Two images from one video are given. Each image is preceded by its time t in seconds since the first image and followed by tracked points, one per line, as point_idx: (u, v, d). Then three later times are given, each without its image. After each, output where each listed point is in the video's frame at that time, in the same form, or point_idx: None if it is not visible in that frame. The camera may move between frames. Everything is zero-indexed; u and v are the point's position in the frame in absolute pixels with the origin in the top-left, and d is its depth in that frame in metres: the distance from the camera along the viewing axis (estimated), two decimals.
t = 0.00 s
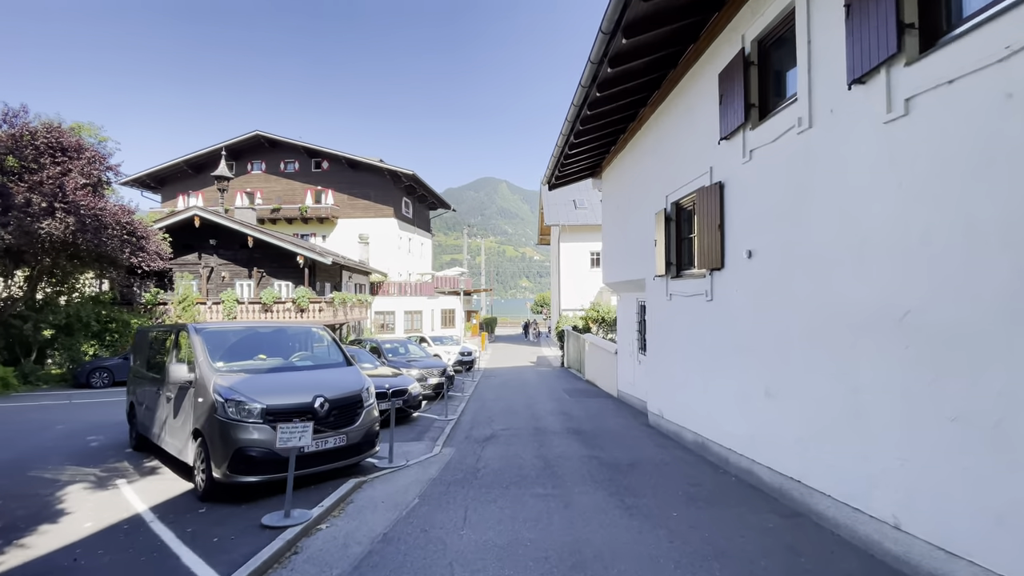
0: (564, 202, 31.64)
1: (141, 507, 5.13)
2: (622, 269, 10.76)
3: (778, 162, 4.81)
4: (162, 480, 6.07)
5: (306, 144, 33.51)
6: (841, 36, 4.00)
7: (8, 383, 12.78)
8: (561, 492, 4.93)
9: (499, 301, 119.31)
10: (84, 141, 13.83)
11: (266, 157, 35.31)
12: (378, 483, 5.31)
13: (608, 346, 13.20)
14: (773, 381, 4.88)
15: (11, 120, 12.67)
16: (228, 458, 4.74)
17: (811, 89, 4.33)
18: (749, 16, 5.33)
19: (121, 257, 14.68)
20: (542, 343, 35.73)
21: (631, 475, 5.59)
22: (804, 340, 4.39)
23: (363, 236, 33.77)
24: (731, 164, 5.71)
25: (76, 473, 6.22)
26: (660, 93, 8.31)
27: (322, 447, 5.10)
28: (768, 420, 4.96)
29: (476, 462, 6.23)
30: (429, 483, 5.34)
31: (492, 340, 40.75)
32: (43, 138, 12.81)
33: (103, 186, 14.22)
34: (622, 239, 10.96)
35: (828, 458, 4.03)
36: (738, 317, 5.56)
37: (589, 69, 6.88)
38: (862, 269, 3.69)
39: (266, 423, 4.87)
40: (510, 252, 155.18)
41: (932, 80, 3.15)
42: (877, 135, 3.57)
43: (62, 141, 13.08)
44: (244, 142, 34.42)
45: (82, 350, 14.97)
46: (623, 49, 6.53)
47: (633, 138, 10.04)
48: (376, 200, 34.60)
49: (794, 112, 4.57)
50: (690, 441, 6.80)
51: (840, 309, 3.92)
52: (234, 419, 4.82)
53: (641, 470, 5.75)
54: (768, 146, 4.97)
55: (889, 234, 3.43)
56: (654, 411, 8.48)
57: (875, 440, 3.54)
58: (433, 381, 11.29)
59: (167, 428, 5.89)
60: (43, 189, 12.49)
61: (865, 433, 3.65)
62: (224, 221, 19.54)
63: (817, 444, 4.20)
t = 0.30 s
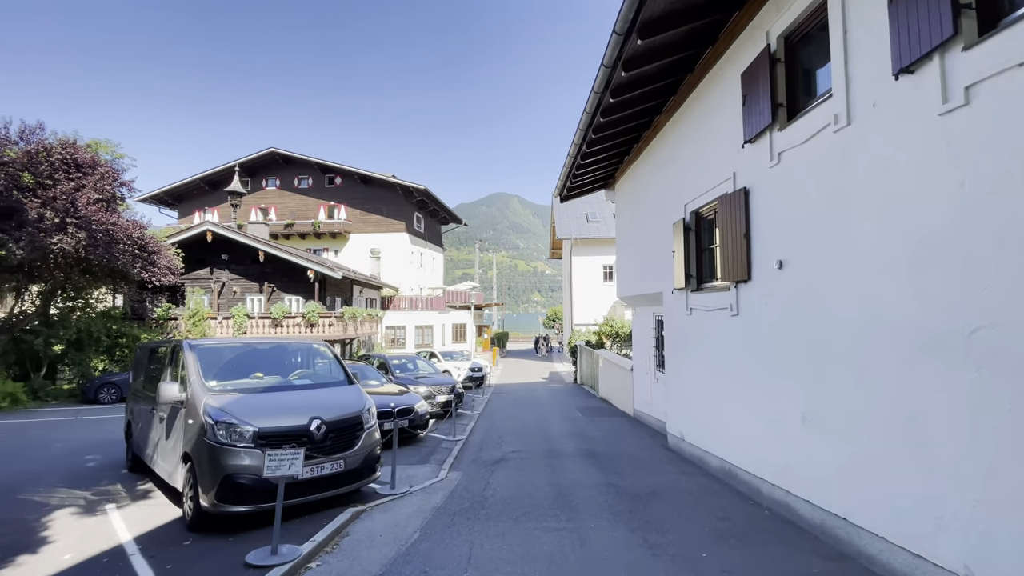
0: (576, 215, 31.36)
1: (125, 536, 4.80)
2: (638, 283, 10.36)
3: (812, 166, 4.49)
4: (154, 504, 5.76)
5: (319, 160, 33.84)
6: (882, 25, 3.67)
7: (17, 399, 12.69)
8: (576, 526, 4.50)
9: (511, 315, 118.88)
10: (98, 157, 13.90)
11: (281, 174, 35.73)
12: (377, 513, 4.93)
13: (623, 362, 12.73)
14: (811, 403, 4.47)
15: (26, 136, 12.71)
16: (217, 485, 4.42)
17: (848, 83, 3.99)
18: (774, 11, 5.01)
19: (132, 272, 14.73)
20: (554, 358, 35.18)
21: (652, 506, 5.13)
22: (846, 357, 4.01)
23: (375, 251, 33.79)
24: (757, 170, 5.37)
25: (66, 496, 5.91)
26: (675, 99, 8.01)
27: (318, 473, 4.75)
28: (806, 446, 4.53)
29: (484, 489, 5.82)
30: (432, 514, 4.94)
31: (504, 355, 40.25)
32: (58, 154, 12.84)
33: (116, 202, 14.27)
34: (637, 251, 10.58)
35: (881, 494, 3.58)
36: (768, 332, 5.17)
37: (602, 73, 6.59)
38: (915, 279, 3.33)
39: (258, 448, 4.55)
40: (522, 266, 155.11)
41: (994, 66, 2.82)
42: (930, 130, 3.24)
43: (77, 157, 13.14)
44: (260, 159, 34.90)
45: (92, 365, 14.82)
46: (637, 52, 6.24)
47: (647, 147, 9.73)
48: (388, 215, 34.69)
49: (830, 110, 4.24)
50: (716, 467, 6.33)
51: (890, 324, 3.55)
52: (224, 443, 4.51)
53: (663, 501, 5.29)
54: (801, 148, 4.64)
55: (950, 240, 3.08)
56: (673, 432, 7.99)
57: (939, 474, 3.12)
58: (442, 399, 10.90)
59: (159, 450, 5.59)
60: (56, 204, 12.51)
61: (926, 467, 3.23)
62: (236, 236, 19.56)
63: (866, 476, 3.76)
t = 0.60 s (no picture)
0: (596, 232, 30.98)
1: (116, 567, 4.51)
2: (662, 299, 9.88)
3: (857, 166, 4.09)
4: (152, 530, 5.49)
5: (341, 180, 34.42)
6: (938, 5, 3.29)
7: (37, 416, 12.81)
8: (597, 568, 4.03)
9: (531, 333, 118.15)
10: (122, 177, 14.38)
11: (304, 195, 36.43)
12: (382, 546, 4.54)
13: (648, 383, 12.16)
14: (865, 431, 3.98)
15: (51, 156, 13.05)
16: (209, 515, 4.12)
17: (899, 72, 3.61)
18: (808, 4, 4.66)
19: (154, 289, 14.96)
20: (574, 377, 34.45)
21: (683, 545, 4.62)
22: (908, 379, 3.54)
23: (394, 269, 33.94)
24: (793, 174, 4.97)
25: (64, 520, 5.70)
26: (699, 106, 7.66)
27: (318, 502, 4.39)
28: (863, 480, 4.02)
29: (498, 522, 5.38)
30: (440, 549, 4.53)
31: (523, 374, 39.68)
32: (83, 175, 13.30)
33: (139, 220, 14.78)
34: (660, 267, 10.12)
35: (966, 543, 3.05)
36: (810, 350, 4.70)
37: (621, 79, 6.28)
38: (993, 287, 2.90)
39: (254, 474, 4.24)
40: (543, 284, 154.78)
41: None
42: (1002, 117, 2.84)
43: (101, 177, 13.60)
44: (284, 181, 35.69)
45: (113, 383, 14.95)
46: (659, 54, 5.92)
47: (669, 157, 9.35)
48: (408, 234, 34.89)
49: (877, 104, 3.85)
50: (754, 500, 5.77)
51: (963, 340, 3.10)
52: (218, 469, 4.21)
53: (696, 538, 4.78)
54: (843, 147, 4.24)
55: None
56: (705, 460, 7.42)
57: None
58: (458, 420, 10.52)
59: (158, 473, 5.33)
60: (78, 223, 12.81)
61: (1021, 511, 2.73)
62: (257, 254, 19.76)
63: (943, 518, 3.25)
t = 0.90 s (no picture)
0: (621, 245, 30.39)
1: None
2: (693, 312, 9.34)
3: (921, 156, 3.61)
4: (156, 555, 5.24)
5: (367, 198, 34.92)
6: None
7: (64, 431, 13.02)
8: None
9: (555, 349, 116.98)
10: (153, 196, 14.88)
11: (331, 213, 37.10)
12: None
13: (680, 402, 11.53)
14: (942, 462, 3.43)
15: (85, 176, 13.43)
16: (206, 543, 3.83)
17: (967, 48, 3.16)
18: None
19: (181, 305, 15.21)
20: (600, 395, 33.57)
21: None
22: (996, 402, 3.01)
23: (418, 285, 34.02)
24: (844, 171, 4.49)
25: (70, 542, 5.52)
26: (731, 106, 7.23)
27: (322, 532, 4.04)
28: (940, 518, 3.46)
29: (519, 554, 4.93)
30: None
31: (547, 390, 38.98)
32: (115, 194, 13.75)
33: (167, 237, 15.22)
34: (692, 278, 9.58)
35: None
36: (871, 367, 4.17)
37: (647, 79, 5.93)
38: None
39: (254, 500, 3.93)
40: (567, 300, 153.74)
41: None
42: None
43: (133, 196, 14.06)
44: (312, 199, 36.45)
45: (140, 398, 15.15)
46: (687, 50, 5.55)
47: (699, 163, 8.90)
48: (432, 249, 35.01)
49: (942, 85, 3.39)
50: (806, 536, 5.17)
51: None
52: (216, 493, 3.93)
53: None
54: (902, 138, 3.78)
55: None
56: (745, 488, 6.81)
57: None
58: (478, 440, 10.11)
59: (164, 495, 5.10)
60: (108, 241, 13.20)
61: None
62: (283, 270, 19.96)
63: None
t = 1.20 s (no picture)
0: (649, 256, 29.66)
1: None
2: (729, 324, 8.76)
3: (997, 137, 3.13)
4: None
5: (394, 213, 35.32)
6: None
7: (96, 443, 13.23)
8: None
9: (583, 364, 115.30)
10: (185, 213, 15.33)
11: (359, 228, 37.66)
12: None
13: (716, 420, 10.87)
14: None
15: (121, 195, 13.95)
16: (203, 571, 3.57)
17: None
18: None
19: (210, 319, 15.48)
20: (629, 411, 32.61)
21: None
22: None
23: (442, 298, 34.00)
24: (906, 160, 4.00)
25: (81, 560, 5.37)
26: (768, 101, 6.77)
27: (325, 561, 3.72)
28: None
29: None
30: None
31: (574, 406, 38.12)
32: (149, 211, 14.25)
33: (198, 252, 15.64)
34: (726, 288, 9.02)
35: None
36: (944, 384, 3.62)
37: (676, 72, 5.58)
38: None
39: (254, 525, 3.65)
40: (594, 313, 152.04)
41: None
42: None
43: (165, 212, 14.52)
44: (340, 215, 37.13)
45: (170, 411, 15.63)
46: (720, 38, 5.16)
47: (733, 164, 8.42)
48: (457, 263, 35.03)
49: None
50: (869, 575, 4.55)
51: None
52: (215, 517, 3.66)
53: None
54: (974, 119, 3.30)
55: None
56: (793, 516, 6.17)
57: None
58: (502, 458, 9.69)
59: (170, 514, 4.88)
60: (140, 257, 13.65)
61: None
62: (309, 284, 20.15)
63: None
